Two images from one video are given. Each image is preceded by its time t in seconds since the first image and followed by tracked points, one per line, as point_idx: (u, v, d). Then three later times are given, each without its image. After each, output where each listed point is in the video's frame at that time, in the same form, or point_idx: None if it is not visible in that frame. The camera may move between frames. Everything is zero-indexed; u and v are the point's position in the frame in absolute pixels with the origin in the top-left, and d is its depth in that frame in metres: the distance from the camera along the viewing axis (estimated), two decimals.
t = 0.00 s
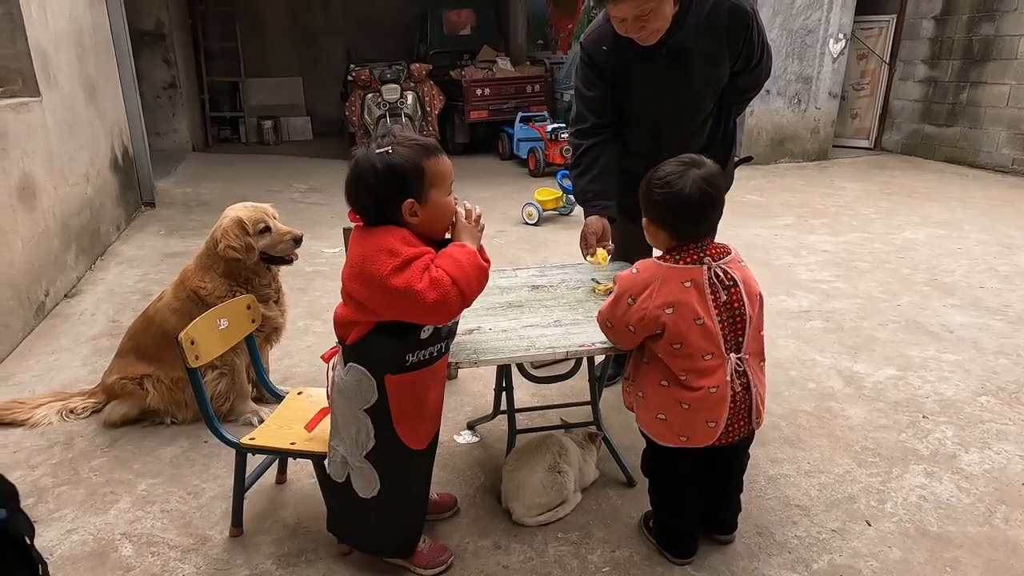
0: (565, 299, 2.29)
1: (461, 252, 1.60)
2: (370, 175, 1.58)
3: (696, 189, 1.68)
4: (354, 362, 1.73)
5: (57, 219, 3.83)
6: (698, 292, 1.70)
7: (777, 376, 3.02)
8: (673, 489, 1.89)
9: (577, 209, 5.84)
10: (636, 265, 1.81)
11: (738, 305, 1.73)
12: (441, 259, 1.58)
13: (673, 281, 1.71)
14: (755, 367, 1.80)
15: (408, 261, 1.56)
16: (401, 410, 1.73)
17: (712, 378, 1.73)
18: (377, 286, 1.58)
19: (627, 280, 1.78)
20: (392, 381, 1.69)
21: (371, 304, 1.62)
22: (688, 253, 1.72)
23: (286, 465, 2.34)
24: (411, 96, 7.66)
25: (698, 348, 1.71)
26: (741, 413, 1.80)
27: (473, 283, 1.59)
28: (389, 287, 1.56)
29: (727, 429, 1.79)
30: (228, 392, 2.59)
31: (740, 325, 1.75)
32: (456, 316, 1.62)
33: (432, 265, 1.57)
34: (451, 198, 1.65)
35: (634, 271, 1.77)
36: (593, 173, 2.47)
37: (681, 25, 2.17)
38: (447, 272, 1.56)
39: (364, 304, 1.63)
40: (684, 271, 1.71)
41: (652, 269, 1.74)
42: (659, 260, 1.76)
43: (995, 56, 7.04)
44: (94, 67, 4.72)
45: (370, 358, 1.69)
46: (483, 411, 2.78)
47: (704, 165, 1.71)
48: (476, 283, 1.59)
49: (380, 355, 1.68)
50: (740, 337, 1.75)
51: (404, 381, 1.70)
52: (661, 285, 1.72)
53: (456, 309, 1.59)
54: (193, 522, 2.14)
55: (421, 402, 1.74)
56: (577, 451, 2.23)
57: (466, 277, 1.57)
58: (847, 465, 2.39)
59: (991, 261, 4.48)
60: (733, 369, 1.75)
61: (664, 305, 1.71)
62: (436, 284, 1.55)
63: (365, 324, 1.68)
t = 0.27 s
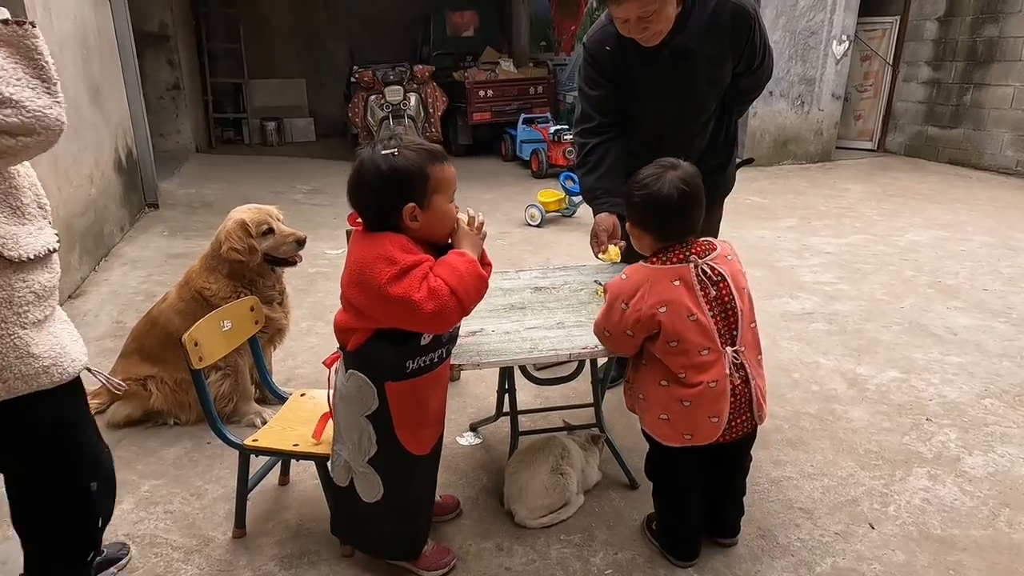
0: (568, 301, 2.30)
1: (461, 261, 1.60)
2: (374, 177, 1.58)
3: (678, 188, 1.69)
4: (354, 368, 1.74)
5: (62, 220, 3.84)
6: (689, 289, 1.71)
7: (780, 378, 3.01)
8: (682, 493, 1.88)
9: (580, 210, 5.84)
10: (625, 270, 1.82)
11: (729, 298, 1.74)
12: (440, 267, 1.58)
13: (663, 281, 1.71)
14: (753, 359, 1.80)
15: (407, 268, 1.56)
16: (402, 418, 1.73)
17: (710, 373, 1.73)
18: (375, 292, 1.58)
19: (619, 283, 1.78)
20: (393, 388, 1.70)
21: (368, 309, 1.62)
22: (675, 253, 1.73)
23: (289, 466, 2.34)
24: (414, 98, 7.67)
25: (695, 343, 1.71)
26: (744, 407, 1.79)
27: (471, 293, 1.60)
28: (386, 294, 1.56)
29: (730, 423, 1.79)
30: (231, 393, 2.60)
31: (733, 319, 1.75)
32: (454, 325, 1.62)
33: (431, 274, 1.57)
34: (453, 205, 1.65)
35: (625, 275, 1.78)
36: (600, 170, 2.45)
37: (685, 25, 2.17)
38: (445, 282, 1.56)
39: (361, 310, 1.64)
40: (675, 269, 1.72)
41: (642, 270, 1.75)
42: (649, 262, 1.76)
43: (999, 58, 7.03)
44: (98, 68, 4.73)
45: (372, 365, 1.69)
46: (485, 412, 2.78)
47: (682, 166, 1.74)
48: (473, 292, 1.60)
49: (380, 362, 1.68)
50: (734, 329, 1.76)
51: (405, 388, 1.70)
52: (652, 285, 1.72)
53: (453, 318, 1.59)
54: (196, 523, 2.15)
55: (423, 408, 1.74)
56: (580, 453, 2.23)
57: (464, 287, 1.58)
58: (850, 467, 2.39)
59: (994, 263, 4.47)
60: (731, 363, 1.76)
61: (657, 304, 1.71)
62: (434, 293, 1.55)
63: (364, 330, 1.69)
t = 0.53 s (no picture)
0: (571, 303, 2.30)
1: (458, 270, 1.58)
2: (376, 180, 1.58)
3: (650, 202, 1.69)
4: (354, 369, 1.74)
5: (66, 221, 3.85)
6: (682, 286, 1.71)
7: (783, 381, 3.01)
8: (692, 495, 1.88)
9: (583, 212, 5.84)
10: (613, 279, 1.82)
11: (721, 289, 1.76)
12: (435, 275, 1.57)
13: (656, 281, 1.71)
14: (752, 349, 1.82)
15: (402, 274, 1.56)
16: (401, 420, 1.73)
17: (714, 366, 1.73)
18: (370, 296, 1.59)
19: (612, 290, 1.78)
20: (391, 392, 1.70)
21: (364, 314, 1.62)
22: (661, 254, 1.74)
23: (292, 467, 2.34)
24: (417, 99, 7.68)
25: (695, 338, 1.72)
26: (751, 397, 1.80)
27: (466, 302, 1.58)
28: (381, 299, 1.57)
29: (740, 417, 1.79)
30: (235, 394, 2.60)
31: (727, 310, 1.77)
32: (447, 333, 1.61)
33: (426, 281, 1.56)
34: (454, 212, 1.63)
35: (616, 282, 1.78)
36: (604, 173, 2.44)
37: (689, 27, 2.18)
38: (439, 290, 1.55)
39: (358, 314, 1.64)
40: (665, 269, 1.72)
41: (633, 275, 1.75)
42: (637, 266, 1.77)
43: (1002, 60, 7.02)
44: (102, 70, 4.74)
45: (371, 368, 1.70)
46: (488, 414, 2.79)
47: (656, 177, 1.73)
48: (467, 301, 1.58)
49: (378, 365, 1.69)
50: (730, 321, 1.78)
51: (403, 391, 1.70)
52: (645, 288, 1.72)
53: (446, 326, 1.58)
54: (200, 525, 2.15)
55: (422, 412, 1.74)
56: (583, 456, 2.23)
57: (457, 296, 1.56)
58: (853, 470, 2.39)
59: (998, 265, 4.46)
60: (733, 354, 1.77)
61: (653, 306, 1.71)
62: (426, 302, 1.54)
63: (361, 333, 1.69)
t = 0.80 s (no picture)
0: (574, 305, 2.30)
1: (458, 267, 1.57)
2: (376, 180, 1.59)
3: (650, 205, 1.69)
4: (356, 369, 1.75)
5: (70, 223, 3.86)
6: (682, 287, 1.71)
7: (786, 383, 3.01)
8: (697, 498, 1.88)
9: (585, 214, 5.84)
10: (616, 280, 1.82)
11: (722, 288, 1.75)
12: (435, 273, 1.56)
13: (658, 281, 1.71)
14: (756, 349, 1.82)
15: (400, 274, 1.56)
16: (402, 420, 1.74)
17: (716, 365, 1.73)
18: (369, 297, 1.59)
19: (614, 292, 1.78)
20: (392, 392, 1.70)
21: (365, 314, 1.63)
22: (660, 255, 1.74)
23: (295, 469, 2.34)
24: (419, 101, 7.69)
25: (698, 338, 1.71)
26: (755, 396, 1.79)
27: (466, 300, 1.57)
28: (380, 299, 1.57)
29: (744, 417, 1.79)
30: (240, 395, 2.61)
31: (729, 309, 1.77)
32: (447, 332, 1.61)
33: (424, 280, 1.56)
34: (453, 214, 1.63)
35: (618, 283, 1.78)
36: (606, 172, 2.42)
37: (693, 30, 2.18)
38: (437, 288, 1.55)
39: (359, 314, 1.64)
40: (666, 270, 1.72)
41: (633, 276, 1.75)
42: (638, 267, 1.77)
43: (1006, 62, 7.01)
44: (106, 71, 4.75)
45: (371, 368, 1.70)
46: (491, 416, 2.78)
47: (657, 179, 1.73)
48: (467, 300, 1.57)
49: (379, 365, 1.69)
50: (732, 320, 1.77)
51: (404, 391, 1.70)
52: (646, 288, 1.72)
53: (446, 324, 1.58)
54: (203, 526, 2.15)
55: (423, 412, 1.74)
56: (587, 458, 2.23)
57: (457, 294, 1.56)
58: (857, 473, 2.38)
59: (1002, 267, 4.45)
60: (736, 353, 1.76)
61: (654, 306, 1.70)
62: (425, 299, 1.54)
63: (363, 334, 1.70)
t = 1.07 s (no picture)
0: (578, 309, 2.29)
1: (454, 268, 1.57)
2: (376, 179, 1.59)
3: (651, 211, 1.67)
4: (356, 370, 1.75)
5: (73, 226, 3.87)
6: (686, 293, 1.71)
7: (790, 387, 3.00)
8: (701, 502, 1.87)
9: (587, 217, 5.84)
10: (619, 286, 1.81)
11: (726, 294, 1.75)
12: (431, 274, 1.56)
13: (661, 287, 1.71)
14: (760, 354, 1.82)
15: (398, 274, 1.56)
16: (402, 420, 1.73)
17: (719, 372, 1.73)
18: (368, 297, 1.59)
19: (617, 297, 1.78)
20: (392, 394, 1.71)
21: (364, 315, 1.63)
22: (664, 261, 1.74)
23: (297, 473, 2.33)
24: (421, 104, 7.69)
25: (701, 344, 1.71)
26: (759, 401, 1.79)
27: (463, 301, 1.56)
28: (378, 300, 1.57)
29: (747, 422, 1.78)
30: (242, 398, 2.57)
31: (733, 315, 1.76)
32: (445, 333, 1.61)
33: (421, 281, 1.56)
34: (452, 217, 1.62)
35: (622, 289, 1.77)
36: (613, 167, 2.42)
37: (698, 34, 2.18)
38: (433, 289, 1.54)
39: (359, 315, 1.65)
40: (669, 276, 1.72)
41: (637, 282, 1.74)
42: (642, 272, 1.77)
43: (1008, 65, 6.99)
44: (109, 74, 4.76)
45: (371, 369, 1.70)
46: (494, 419, 2.78)
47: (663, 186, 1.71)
48: (465, 302, 1.57)
49: (379, 367, 1.69)
50: (736, 326, 1.77)
51: (403, 393, 1.71)
52: (649, 294, 1.72)
53: (444, 325, 1.57)
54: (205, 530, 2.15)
55: (423, 414, 1.74)
56: (590, 463, 2.27)
57: (453, 294, 1.55)
58: (861, 477, 2.37)
59: (1005, 270, 4.44)
60: (739, 360, 1.76)
61: (658, 312, 1.70)
62: (421, 300, 1.54)
63: (363, 334, 1.70)
